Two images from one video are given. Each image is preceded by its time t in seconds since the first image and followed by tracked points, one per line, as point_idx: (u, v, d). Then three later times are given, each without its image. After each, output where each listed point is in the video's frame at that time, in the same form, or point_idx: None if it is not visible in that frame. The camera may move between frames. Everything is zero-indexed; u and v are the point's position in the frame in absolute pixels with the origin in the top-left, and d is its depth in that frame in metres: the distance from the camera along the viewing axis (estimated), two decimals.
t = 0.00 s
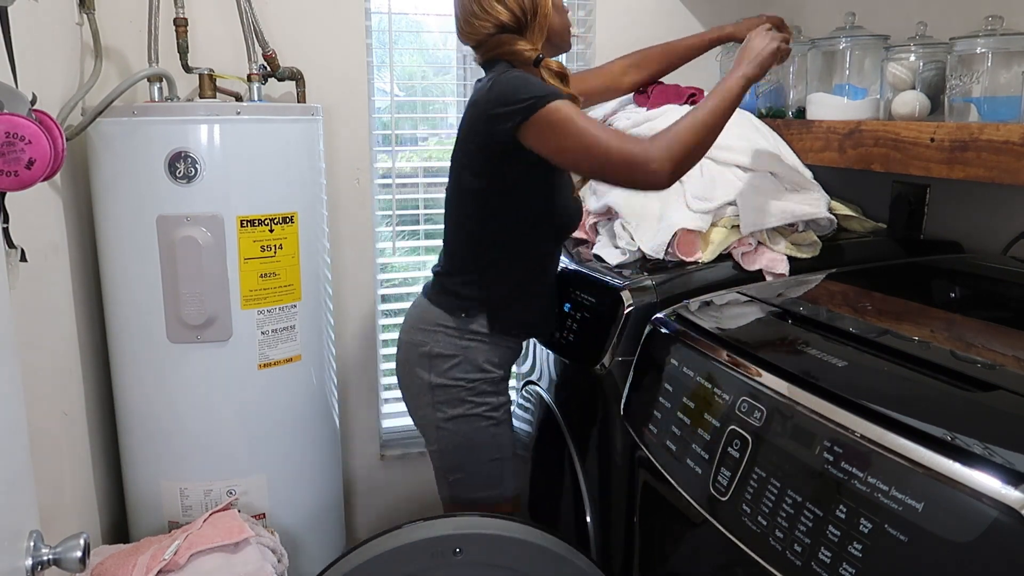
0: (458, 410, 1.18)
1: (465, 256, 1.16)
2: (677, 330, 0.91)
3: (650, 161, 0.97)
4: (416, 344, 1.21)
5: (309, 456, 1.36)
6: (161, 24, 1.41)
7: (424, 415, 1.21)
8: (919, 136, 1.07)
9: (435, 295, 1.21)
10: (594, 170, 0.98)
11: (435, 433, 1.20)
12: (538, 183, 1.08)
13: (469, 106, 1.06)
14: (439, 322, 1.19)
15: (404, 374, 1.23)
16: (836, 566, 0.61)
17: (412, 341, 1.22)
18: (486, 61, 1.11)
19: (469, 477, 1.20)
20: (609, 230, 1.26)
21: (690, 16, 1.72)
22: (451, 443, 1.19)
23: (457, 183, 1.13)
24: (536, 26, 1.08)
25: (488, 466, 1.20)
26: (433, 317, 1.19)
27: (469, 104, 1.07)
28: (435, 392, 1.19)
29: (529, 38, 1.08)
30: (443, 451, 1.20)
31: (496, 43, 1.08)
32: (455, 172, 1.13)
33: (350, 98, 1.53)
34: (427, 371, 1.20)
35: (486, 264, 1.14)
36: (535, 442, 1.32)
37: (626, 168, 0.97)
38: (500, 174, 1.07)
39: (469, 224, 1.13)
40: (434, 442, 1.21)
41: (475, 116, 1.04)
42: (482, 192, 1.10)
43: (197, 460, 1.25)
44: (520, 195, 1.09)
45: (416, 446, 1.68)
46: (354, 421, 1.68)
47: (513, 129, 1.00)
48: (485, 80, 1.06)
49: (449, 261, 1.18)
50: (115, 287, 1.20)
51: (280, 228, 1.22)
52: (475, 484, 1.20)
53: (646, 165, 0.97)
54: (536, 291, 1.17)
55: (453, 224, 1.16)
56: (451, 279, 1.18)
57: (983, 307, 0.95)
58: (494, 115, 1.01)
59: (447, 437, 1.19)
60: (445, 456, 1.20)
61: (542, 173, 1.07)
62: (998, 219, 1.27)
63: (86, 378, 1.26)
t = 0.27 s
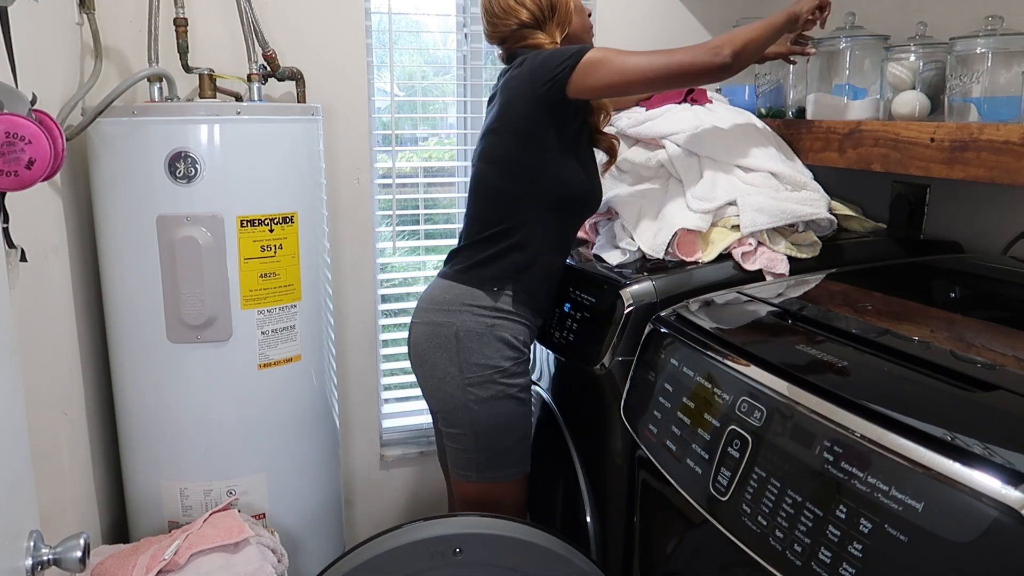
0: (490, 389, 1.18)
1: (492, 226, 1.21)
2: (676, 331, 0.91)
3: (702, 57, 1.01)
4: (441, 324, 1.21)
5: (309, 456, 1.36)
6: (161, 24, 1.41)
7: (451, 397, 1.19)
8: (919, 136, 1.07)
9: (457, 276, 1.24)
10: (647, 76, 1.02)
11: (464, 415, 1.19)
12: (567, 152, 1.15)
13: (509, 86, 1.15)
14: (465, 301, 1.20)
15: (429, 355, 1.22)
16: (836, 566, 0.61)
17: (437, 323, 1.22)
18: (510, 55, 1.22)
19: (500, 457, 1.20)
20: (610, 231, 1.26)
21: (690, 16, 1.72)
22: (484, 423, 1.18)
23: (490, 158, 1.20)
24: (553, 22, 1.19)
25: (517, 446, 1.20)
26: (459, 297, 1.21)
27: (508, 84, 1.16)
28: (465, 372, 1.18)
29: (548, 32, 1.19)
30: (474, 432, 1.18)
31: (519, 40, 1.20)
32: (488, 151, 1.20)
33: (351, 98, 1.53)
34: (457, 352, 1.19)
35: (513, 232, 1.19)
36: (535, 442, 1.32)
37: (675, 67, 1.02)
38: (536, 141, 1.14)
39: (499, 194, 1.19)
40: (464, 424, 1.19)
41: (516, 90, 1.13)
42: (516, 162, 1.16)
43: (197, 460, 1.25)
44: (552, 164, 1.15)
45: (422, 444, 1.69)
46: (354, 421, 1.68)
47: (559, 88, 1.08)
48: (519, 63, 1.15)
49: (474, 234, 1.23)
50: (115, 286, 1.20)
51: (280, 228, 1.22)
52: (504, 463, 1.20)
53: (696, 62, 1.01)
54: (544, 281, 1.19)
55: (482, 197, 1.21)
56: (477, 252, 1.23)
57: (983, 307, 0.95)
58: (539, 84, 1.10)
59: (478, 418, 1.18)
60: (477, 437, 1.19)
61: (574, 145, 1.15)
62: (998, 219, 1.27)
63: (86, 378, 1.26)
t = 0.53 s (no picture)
0: (512, 387, 1.17)
1: (524, 219, 1.20)
2: (676, 330, 0.91)
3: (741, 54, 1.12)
4: (464, 322, 1.18)
5: (309, 456, 1.36)
6: (161, 24, 1.41)
7: (472, 396, 1.18)
8: (919, 136, 1.07)
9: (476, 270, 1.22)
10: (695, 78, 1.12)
11: (485, 414, 1.17)
12: (609, 153, 1.20)
13: (565, 81, 1.17)
14: (491, 299, 1.18)
15: (448, 353, 1.20)
16: (836, 566, 0.61)
17: (458, 320, 1.19)
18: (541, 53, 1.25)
19: (509, 457, 1.19)
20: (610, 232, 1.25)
21: (690, 16, 1.72)
22: (505, 422, 1.17)
23: (529, 150, 1.19)
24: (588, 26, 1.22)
25: (525, 445, 1.20)
26: (482, 294, 1.19)
27: (563, 79, 1.17)
28: (489, 370, 1.17)
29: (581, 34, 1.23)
30: (492, 432, 1.18)
31: (551, 40, 1.23)
32: (527, 142, 1.20)
33: (351, 98, 1.53)
34: (481, 350, 1.17)
35: (547, 228, 1.19)
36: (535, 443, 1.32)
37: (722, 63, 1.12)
38: (589, 138, 1.17)
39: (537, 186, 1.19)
40: (480, 423, 1.18)
41: (578, 85, 1.15)
42: (563, 154, 1.17)
43: (197, 460, 1.25)
44: (596, 161, 1.18)
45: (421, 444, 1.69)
46: (354, 421, 1.68)
47: (628, 88, 1.13)
48: (574, 62, 1.18)
49: (501, 227, 1.21)
50: (115, 287, 1.20)
51: (280, 228, 1.22)
52: (511, 463, 1.20)
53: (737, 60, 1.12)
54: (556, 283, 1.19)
55: (517, 189, 1.20)
56: (503, 246, 1.21)
57: (983, 307, 0.95)
58: (607, 83, 1.14)
59: (499, 418, 1.17)
60: (490, 437, 1.18)
61: (611, 148, 1.20)
62: (998, 219, 1.27)
63: (86, 378, 1.26)
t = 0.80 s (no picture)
0: (519, 390, 1.16)
1: (531, 221, 1.19)
2: (676, 330, 0.91)
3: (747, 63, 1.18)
4: (473, 324, 1.16)
5: (309, 456, 1.36)
6: (161, 24, 1.41)
7: (479, 398, 1.16)
8: (919, 136, 1.07)
9: (483, 272, 1.20)
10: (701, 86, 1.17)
11: (492, 416, 1.16)
12: (617, 156, 1.20)
13: (577, 83, 1.17)
14: (501, 301, 1.17)
15: (454, 355, 1.18)
16: (836, 566, 0.61)
17: (466, 322, 1.17)
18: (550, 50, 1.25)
19: (513, 460, 1.18)
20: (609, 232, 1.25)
21: (690, 16, 1.72)
22: (512, 425, 1.16)
23: (539, 150, 1.19)
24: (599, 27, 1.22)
25: (529, 448, 1.18)
26: (491, 296, 1.17)
27: (575, 81, 1.17)
28: (497, 372, 1.15)
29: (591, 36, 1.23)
30: (498, 434, 1.16)
31: (560, 38, 1.23)
32: (536, 142, 1.19)
33: (351, 98, 1.53)
34: (489, 351, 1.16)
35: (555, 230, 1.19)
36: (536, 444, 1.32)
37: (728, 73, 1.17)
38: (600, 140, 1.17)
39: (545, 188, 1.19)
40: (487, 425, 1.16)
41: (590, 87, 1.16)
42: (572, 156, 1.17)
43: (197, 460, 1.25)
44: (604, 165, 1.19)
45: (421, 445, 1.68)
46: (354, 421, 1.68)
47: (640, 92, 1.14)
48: (585, 64, 1.18)
49: (509, 228, 1.20)
50: (115, 287, 1.20)
51: (280, 228, 1.22)
52: (514, 466, 1.18)
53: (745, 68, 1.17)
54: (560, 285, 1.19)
55: (525, 190, 1.20)
56: (511, 248, 1.20)
57: (982, 307, 0.95)
58: (619, 87, 1.14)
59: (505, 420, 1.16)
60: (495, 438, 1.16)
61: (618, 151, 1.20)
62: (997, 219, 1.27)
63: (86, 378, 1.26)
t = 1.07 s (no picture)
0: (525, 391, 1.16)
1: (528, 225, 1.19)
2: (676, 330, 0.91)
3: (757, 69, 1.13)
4: (477, 325, 1.16)
5: (309, 456, 1.36)
6: (161, 24, 1.41)
7: (484, 399, 1.15)
8: (919, 136, 1.07)
9: (483, 273, 1.20)
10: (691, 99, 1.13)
11: (499, 417, 1.15)
12: (613, 161, 1.20)
13: (567, 88, 1.16)
14: (503, 301, 1.16)
15: (458, 357, 1.17)
16: (836, 566, 0.61)
17: (469, 323, 1.16)
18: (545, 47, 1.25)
19: (518, 461, 1.17)
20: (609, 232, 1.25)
21: (690, 16, 1.72)
22: (518, 426, 1.16)
23: (532, 157, 1.19)
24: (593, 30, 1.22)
25: (534, 449, 1.18)
26: (494, 297, 1.16)
27: (565, 86, 1.17)
28: (502, 373, 1.15)
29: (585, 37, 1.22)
30: (504, 435, 1.16)
31: (555, 37, 1.22)
32: (530, 149, 1.19)
33: (351, 98, 1.53)
34: (493, 352, 1.15)
35: (552, 235, 1.18)
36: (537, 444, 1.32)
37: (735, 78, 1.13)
38: (591, 146, 1.16)
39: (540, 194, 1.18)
40: (492, 426, 1.16)
41: (580, 93, 1.15)
42: (564, 164, 1.17)
43: (198, 460, 1.25)
44: (600, 169, 1.18)
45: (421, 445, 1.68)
46: (354, 421, 1.68)
47: (628, 99, 1.13)
48: (575, 68, 1.17)
49: (505, 234, 1.20)
50: (115, 287, 1.20)
51: (280, 228, 1.22)
52: (519, 466, 1.18)
53: (753, 74, 1.13)
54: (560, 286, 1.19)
55: (520, 197, 1.20)
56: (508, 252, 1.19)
57: (983, 307, 0.95)
58: (606, 93, 1.13)
59: (511, 421, 1.16)
60: (501, 439, 1.16)
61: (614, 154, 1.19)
62: (998, 219, 1.27)
63: (86, 378, 1.26)
